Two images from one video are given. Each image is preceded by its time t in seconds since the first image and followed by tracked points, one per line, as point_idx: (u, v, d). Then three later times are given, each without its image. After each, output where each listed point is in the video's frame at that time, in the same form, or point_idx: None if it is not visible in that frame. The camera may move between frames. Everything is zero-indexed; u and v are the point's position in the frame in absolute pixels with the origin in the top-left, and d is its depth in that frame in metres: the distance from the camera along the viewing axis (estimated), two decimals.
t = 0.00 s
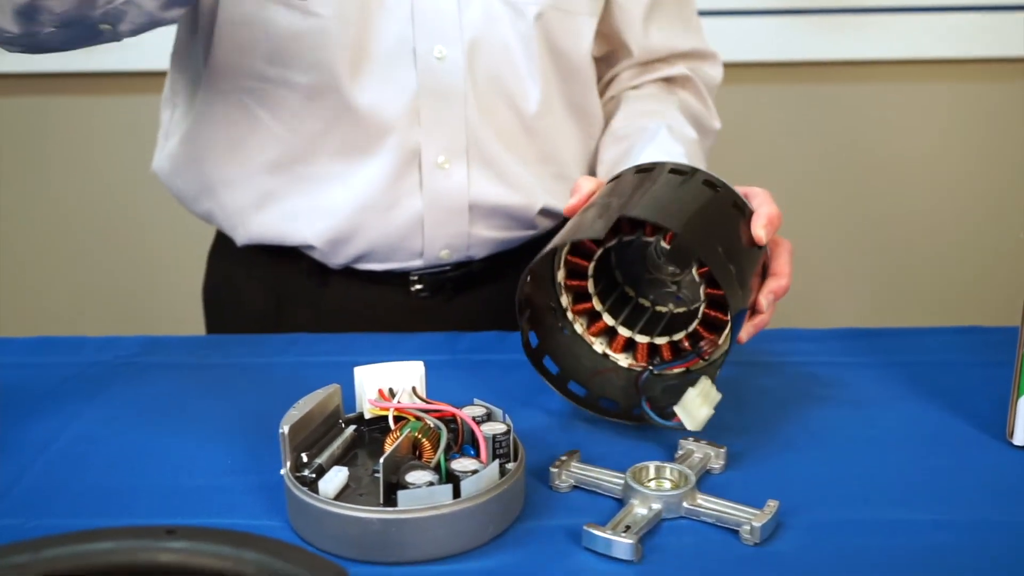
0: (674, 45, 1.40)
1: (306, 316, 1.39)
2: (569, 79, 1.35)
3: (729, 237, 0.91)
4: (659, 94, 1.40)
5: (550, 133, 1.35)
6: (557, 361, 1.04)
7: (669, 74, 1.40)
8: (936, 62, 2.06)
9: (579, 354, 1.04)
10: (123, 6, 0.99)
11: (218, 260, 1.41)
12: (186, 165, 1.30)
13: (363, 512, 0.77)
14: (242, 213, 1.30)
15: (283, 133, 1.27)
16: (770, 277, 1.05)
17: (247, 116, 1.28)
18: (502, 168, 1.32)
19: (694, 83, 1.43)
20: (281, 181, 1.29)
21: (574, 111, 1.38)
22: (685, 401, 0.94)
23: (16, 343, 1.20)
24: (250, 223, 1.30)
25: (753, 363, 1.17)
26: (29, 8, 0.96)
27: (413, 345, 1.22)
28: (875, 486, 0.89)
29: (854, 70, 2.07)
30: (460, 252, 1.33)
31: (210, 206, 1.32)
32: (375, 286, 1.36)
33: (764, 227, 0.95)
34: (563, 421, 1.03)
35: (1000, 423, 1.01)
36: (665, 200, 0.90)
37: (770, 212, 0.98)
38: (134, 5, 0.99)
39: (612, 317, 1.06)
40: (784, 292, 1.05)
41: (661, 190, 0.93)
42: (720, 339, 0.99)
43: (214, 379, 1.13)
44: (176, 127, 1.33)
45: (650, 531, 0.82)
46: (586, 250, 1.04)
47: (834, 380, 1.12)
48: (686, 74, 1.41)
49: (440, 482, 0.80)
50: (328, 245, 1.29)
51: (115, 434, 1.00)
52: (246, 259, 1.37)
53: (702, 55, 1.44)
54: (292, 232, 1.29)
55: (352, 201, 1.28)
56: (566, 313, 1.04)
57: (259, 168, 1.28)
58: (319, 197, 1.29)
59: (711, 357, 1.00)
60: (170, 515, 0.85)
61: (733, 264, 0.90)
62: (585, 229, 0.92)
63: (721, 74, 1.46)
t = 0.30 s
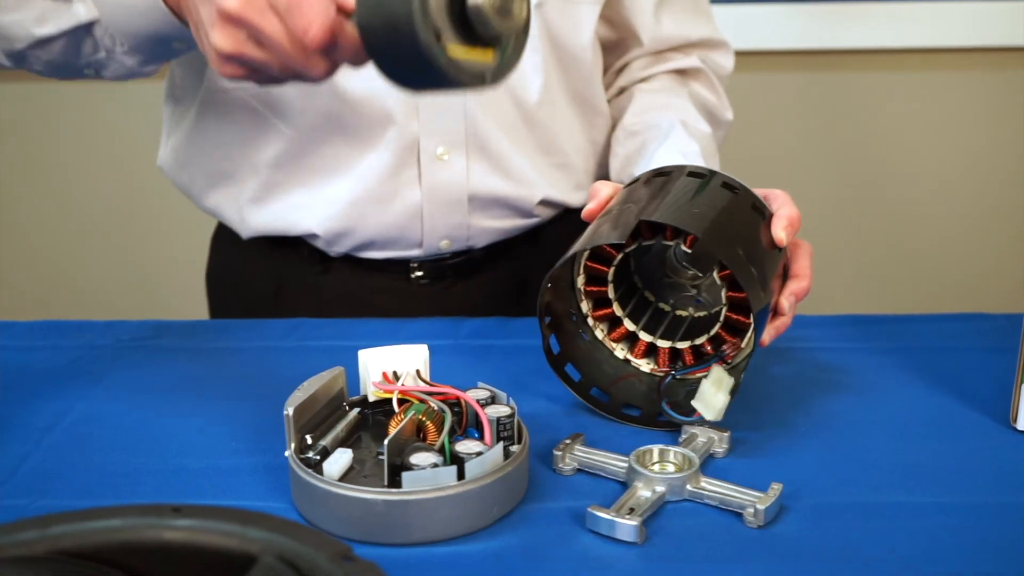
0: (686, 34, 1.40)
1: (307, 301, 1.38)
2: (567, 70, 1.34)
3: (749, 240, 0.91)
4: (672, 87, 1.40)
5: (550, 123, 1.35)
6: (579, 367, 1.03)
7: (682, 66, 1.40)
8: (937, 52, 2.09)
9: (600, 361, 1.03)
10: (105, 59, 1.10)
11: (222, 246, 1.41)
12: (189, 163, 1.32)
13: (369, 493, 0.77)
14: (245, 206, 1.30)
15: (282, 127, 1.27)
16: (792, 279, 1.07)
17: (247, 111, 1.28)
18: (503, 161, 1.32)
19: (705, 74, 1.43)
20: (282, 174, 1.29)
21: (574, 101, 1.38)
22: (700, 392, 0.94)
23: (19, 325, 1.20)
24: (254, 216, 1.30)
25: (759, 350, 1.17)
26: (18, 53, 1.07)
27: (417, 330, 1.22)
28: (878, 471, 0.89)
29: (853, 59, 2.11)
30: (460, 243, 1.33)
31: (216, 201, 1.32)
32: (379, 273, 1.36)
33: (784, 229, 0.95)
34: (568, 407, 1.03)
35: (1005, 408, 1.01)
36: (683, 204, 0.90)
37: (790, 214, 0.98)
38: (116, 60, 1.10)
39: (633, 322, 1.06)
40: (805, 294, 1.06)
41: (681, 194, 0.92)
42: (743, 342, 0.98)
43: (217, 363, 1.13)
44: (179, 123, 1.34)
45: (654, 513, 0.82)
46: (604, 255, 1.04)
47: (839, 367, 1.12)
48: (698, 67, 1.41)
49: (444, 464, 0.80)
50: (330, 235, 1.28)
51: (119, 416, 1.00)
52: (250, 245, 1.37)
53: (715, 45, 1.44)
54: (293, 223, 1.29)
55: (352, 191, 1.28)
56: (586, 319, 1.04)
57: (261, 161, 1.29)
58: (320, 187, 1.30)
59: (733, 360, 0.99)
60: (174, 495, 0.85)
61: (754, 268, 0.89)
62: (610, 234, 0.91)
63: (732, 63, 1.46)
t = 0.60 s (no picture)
0: (691, 29, 1.40)
1: (309, 292, 1.39)
2: (570, 64, 1.34)
3: (757, 232, 0.90)
4: (677, 83, 1.40)
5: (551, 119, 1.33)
6: (584, 364, 1.02)
7: (688, 63, 1.41)
8: (947, 44, 2.11)
9: (605, 358, 1.01)
10: (141, 125, 1.17)
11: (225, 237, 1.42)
12: (197, 159, 1.33)
13: (372, 479, 0.77)
14: (249, 198, 1.32)
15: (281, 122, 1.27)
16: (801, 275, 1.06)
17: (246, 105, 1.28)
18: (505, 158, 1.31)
19: (713, 71, 1.44)
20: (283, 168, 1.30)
21: (577, 96, 1.37)
22: (712, 391, 0.94)
23: (23, 314, 1.21)
24: (257, 208, 1.31)
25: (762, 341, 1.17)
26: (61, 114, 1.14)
27: (419, 320, 1.22)
28: (881, 461, 0.89)
29: (854, 52, 2.13)
30: (461, 237, 1.33)
31: (220, 195, 1.33)
32: (382, 264, 1.36)
33: (793, 223, 0.94)
34: (570, 398, 1.03)
35: (1008, 398, 1.01)
36: (690, 196, 0.90)
37: (799, 209, 0.98)
38: (151, 128, 1.17)
39: (639, 320, 1.05)
40: (814, 290, 1.05)
41: (689, 187, 0.92)
42: (751, 339, 0.97)
43: (220, 352, 1.13)
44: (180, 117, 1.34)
45: (644, 507, 0.81)
46: (609, 250, 1.02)
47: (843, 358, 1.12)
48: (706, 64, 1.42)
49: (448, 451, 0.81)
50: (333, 228, 1.29)
51: (123, 403, 1.00)
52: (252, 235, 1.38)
53: (722, 37, 1.44)
54: (295, 216, 1.29)
55: (354, 186, 1.27)
56: (591, 316, 1.02)
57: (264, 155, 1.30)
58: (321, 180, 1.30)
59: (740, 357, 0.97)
60: (178, 480, 0.85)
61: (762, 260, 0.89)
62: (616, 224, 0.91)
63: (740, 56, 1.46)
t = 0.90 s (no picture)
0: (693, 25, 1.40)
1: (312, 288, 1.39)
2: (572, 60, 1.34)
3: (739, 226, 0.90)
4: (677, 79, 1.40)
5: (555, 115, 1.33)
6: (563, 354, 1.01)
7: (688, 59, 1.41)
8: (947, 40, 2.11)
9: (586, 350, 1.01)
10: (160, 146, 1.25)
11: (229, 232, 1.42)
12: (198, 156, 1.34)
13: (375, 472, 0.77)
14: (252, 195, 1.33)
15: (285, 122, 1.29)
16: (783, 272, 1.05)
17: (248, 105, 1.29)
18: (506, 154, 1.32)
19: (713, 67, 1.44)
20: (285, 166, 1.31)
21: (579, 90, 1.37)
22: (687, 382, 0.93)
23: (28, 309, 1.21)
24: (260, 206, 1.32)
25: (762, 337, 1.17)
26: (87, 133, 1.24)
27: (421, 316, 1.22)
28: (881, 457, 0.89)
29: (857, 50, 2.13)
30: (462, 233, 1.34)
31: (224, 193, 1.34)
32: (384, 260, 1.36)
33: (776, 219, 0.94)
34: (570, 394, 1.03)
35: (1008, 394, 1.01)
36: (672, 189, 0.91)
37: (783, 205, 0.98)
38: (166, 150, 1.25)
39: (621, 313, 1.04)
40: (795, 287, 1.04)
41: (671, 181, 0.92)
42: (729, 333, 0.97)
43: (224, 346, 1.13)
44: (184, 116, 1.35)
45: (642, 505, 0.81)
46: (594, 243, 1.02)
47: (843, 353, 1.12)
48: (706, 59, 1.42)
49: (452, 445, 0.81)
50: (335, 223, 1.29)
51: (128, 396, 1.01)
52: (256, 230, 1.38)
53: (724, 33, 1.44)
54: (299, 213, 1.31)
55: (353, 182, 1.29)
56: (574, 308, 1.02)
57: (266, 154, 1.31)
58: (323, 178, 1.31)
59: (719, 351, 0.97)
60: (185, 473, 0.86)
61: (741, 253, 0.89)
62: (601, 214, 0.91)
63: (742, 53, 1.46)
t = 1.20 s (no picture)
0: (694, 19, 1.39)
1: (315, 283, 1.40)
2: (572, 57, 1.33)
3: (737, 226, 0.90)
4: (677, 75, 1.40)
5: (555, 112, 1.33)
6: (564, 357, 1.01)
7: (690, 55, 1.41)
8: (948, 36, 2.11)
9: (588, 354, 1.01)
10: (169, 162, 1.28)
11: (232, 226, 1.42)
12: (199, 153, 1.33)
13: (380, 464, 0.77)
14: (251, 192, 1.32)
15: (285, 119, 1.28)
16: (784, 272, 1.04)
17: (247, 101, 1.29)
18: (504, 150, 1.32)
19: (715, 65, 1.43)
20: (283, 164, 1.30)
21: (579, 86, 1.36)
22: (690, 381, 0.92)
23: (32, 303, 1.21)
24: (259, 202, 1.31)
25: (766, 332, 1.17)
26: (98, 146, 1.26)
27: (425, 310, 1.22)
28: (883, 449, 0.89)
29: (859, 45, 2.13)
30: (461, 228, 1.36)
31: (223, 191, 1.33)
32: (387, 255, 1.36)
33: (775, 218, 0.94)
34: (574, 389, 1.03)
35: (1012, 387, 1.01)
36: (669, 189, 0.91)
37: (782, 205, 0.97)
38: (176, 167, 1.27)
39: (622, 315, 1.04)
40: (797, 287, 1.04)
41: (669, 181, 0.92)
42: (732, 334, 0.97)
43: (228, 339, 1.13)
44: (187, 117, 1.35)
45: (647, 497, 0.81)
46: (593, 245, 1.01)
47: (847, 348, 1.12)
48: (707, 57, 1.42)
49: (457, 437, 0.81)
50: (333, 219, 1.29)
51: (132, 389, 1.01)
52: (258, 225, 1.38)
53: (726, 27, 1.43)
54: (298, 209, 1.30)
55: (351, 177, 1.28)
56: (574, 312, 1.02)
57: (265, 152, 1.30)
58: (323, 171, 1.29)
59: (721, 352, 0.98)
60: (188, 465, 0.86)
61: (740, 253, 0.89)
62: (600, 215, 0.90)
63: (745, 48, 1.46)
